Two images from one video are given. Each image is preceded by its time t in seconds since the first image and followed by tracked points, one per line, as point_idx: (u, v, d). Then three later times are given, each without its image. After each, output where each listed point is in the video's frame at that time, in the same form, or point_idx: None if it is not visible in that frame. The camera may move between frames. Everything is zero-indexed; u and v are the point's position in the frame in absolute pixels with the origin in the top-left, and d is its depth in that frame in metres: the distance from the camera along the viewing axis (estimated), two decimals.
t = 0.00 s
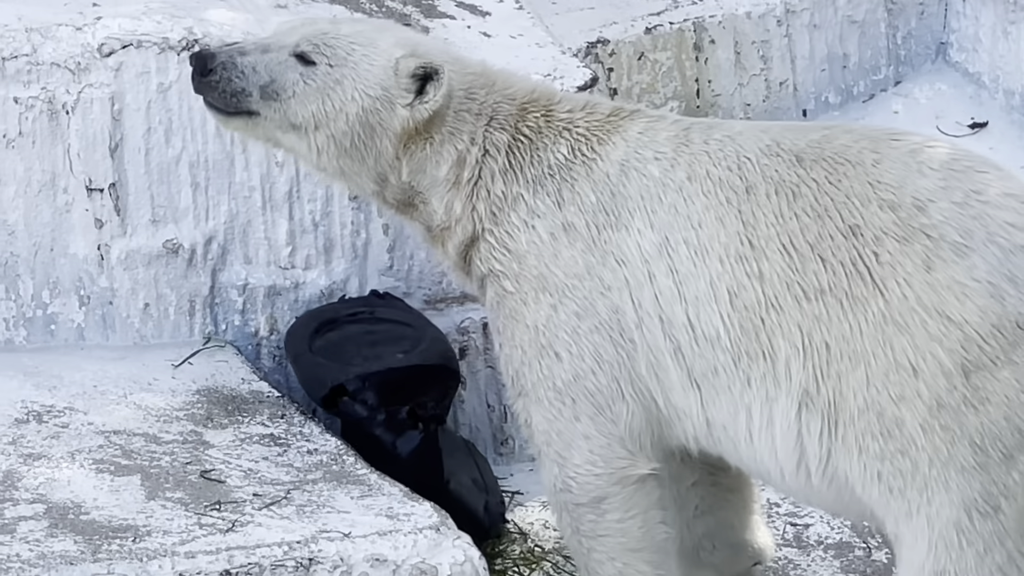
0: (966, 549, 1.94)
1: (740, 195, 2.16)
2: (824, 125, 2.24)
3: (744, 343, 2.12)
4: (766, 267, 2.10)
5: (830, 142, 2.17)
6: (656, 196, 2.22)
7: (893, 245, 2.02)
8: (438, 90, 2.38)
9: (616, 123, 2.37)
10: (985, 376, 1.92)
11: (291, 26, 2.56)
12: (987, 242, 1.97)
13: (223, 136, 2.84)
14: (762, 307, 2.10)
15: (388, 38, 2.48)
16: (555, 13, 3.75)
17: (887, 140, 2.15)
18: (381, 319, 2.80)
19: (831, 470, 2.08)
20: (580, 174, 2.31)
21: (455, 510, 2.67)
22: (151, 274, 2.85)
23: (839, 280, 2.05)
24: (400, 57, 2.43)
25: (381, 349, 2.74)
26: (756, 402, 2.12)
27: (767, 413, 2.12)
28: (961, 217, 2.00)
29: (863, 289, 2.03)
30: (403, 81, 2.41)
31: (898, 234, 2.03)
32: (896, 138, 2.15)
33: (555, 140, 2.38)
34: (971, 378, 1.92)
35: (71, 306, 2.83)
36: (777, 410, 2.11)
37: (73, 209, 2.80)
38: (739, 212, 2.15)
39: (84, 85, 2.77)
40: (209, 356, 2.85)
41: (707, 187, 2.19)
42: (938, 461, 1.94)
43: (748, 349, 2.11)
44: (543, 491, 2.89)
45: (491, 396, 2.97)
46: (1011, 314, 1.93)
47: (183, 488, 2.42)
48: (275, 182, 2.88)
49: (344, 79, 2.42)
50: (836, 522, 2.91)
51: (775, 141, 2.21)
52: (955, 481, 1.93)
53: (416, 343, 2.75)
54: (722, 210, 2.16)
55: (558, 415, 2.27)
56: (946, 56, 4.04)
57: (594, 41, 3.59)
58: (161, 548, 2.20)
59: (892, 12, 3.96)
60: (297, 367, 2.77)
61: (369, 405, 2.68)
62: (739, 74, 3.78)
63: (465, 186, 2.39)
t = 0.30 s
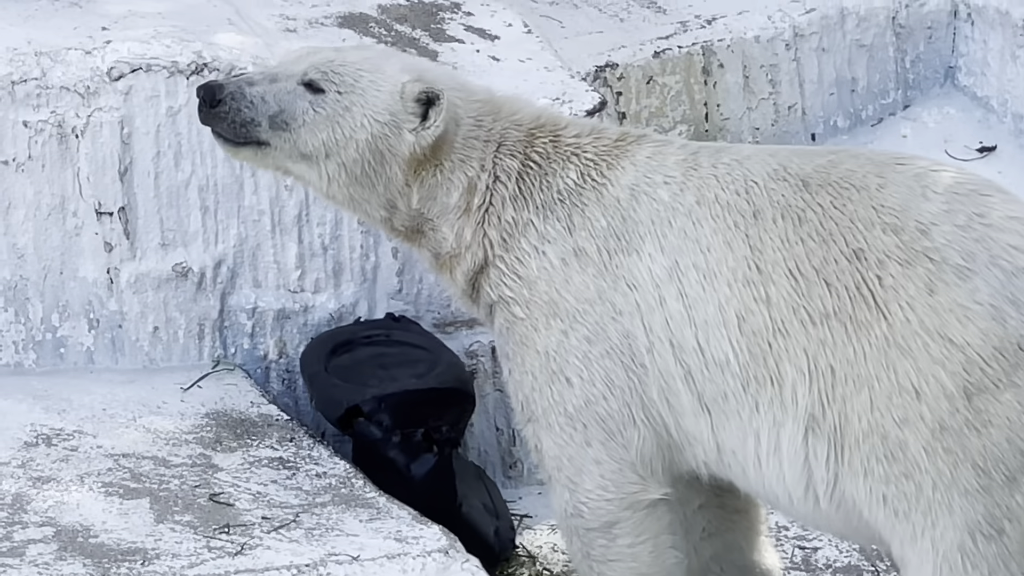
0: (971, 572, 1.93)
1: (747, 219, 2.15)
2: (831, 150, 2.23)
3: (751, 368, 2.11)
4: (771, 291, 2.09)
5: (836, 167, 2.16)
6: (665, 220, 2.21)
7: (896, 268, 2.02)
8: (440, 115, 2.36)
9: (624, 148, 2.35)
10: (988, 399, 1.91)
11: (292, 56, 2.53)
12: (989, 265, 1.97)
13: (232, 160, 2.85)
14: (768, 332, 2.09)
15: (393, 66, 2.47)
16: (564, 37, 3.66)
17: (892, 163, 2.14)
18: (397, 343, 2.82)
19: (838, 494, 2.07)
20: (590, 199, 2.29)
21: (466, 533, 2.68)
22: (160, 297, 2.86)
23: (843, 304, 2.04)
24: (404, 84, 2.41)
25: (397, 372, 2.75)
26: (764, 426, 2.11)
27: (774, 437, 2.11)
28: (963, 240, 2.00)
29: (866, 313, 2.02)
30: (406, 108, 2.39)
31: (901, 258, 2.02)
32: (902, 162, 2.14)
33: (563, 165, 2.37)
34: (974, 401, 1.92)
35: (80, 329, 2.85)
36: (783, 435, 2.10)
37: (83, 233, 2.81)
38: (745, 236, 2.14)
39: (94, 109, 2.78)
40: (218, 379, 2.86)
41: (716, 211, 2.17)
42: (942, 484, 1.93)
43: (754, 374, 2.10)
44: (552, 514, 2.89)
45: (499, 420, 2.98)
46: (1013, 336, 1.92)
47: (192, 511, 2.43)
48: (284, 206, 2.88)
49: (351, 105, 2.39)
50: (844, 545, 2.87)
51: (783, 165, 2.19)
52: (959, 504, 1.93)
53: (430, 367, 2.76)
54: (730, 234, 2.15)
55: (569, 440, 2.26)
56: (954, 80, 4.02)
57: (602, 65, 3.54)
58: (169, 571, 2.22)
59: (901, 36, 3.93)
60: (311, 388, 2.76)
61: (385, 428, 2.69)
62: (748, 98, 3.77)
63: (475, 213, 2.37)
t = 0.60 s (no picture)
0: None
1: (756, 237, 2.14)
2: (840, 168, 2.22)
3: (759, 386, 2.10)
4: (780, 309, 2.09)
5: (846, 186, 2.15)
6: (673, 239, 2.20)
7: (906, 286, 2.01)
8: (441, 135, 2.35)
9: (630, 168, 2.34)
10: (1000, 417, 1.91)
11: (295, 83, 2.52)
12: (1000, 283, 1.96)
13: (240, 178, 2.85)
14: (777, 350, 2.08)
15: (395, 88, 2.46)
16: (571, 55, 3.65)
17: (901, 182, 2.14)
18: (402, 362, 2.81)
19: (847, 513, 2.06)
20: (597, 218, 2.28)
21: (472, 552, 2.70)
22: (167, 316, 2.86)
23: (853, 322, 2.03)
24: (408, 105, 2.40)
25: (402, 392, 2.76)
26: (772, 444, 2.11)
27: (782, 455, 2.10)
28: (974, 258, 1.99)
29: (876, 331, 2.01)
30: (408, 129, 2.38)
31: (911, 276, 2.02)
32: (911, 181, 2.14)
33: (568, 185, 2.36)
34: (985, 420, 1.91)
35: (88, 348, 2.85)
36: (791, 454, 2.09)
37: (90, 251, 2.81)
38: (754, 255, 2.13)
39: (101, 127, 2.78)
40: (225, 398, 2.86)
41: (724, 229, 2.17)
42: (953, 502, 1.93)
43: (763, 392, 2.10)
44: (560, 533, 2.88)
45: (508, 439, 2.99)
46: None
47: (199, 530, 2.42)
48: (292, 224, 2.88)
49: (355, 127, 2.38)
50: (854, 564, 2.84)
51: (791, 184, 2.19)
52: (970, 522, 1.93)
53: (436, 386, 2.77)
54: (738, 253, 2.14)
55: (577, 460, 2.24)
56: (962, 98, 4.03)
57: (610, 84, 3.53)
58: None
59: (909, 54, 3.94)
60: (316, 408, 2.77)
61: (389, 448, 2.71)
62: (756, 116, 3.77)
63: (482, 234, 2.36)
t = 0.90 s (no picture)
0: None
1: (761, 247, 2.14)
2: (844, 180, 2.22)
3: (764, 398, 2.09)
4: (786, 320, 2.08)
5: (851, 198, 2.15)
6: (677, 249, 2.19)
7: (913, 297, 2.01)
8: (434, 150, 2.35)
9: (633, 179, 2.34)
10: (1007, 428, 1.91)
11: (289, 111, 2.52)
12: (1007, 294, 1.97)
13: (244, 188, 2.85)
14: (783, 362, 2.08)
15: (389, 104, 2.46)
16: (575, 65, 3.66)
17: (907, 192, 2.14)
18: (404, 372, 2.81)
19: (853, 525, 2.06)
20: (599, 229, 2.28)
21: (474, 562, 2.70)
22: (171, 326, 2.86)
23: (860, 333, 2.03)
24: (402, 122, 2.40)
25: (404, 403, 2.76)
26: (776, 456, 2.10)
27: (787, 467, 2.09)
28: (981, 268, 2.00)
29: (883, 342, 2.01)
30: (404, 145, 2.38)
31: (918, 287, 2.02)
32: (917, 191, 2.14)
33: (571, 197, 2.35)
34: (992, 431, 1.92)
35: (91, 358, 2.85)
36: (797, 466, 2.08)
37: (94, 262, 2.82)
38: (759, 266, 2.13)
39: (105, 137, 2.78)
40: (229, 409, 2.86)
41: (729, 240, 2.16)
42: (961, 513, 1.94)
43: (768, 403, 2.09)
44: (563, 543, 2.90)
45: (512, 450, 3.00)
46: None
47: (203, 541, 2.42)
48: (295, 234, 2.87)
49: (350, 147, 2.38)
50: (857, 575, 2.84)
51: (795, 195, 2.18)
52: (977, 532, 1.93)
53: (438, 397, 2.77)
54: (742, 264, 2.14)
55: (580, 470, 2.24)
56: (966, 108, 4.03)
57: (614, 94, 3.53)
58: None
59: (913, 65, 3.95)
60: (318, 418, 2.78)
61: (390, 458, 2.71)
62: (759, 126, 3.78)
63: (484, 246, 2.36)
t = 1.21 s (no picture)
0: None
1: (764, 249, 2.14)
2: (847, 180, 2.22)
3: (768, 399, 2.10)
4: (789, 321, 2.09)
5: (855, 199, 2.15)
6: (678, 251, 2.20)
7: (916, 298, 2.01)
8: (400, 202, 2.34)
9: (631, 178, 2.33)
10: (1010, 430, 1.92)
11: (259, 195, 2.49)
12: (1011, 295, 1.97)
13: (245, 188, 2.85)
14: (786, 363, 2.08)
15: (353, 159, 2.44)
16: (576, 65, 3.66)
17: (911, 193, 2.14)
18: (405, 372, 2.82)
19: (857, 524, 2.07)
20: (596, 230, 2.28)
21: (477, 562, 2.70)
22: (172, 326, 2.87)
23: (864, 335, 2.03)
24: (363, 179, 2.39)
25: (406, 403, 2.76)
26: (781, 457, 2.11)
27: (792, 468, 2.10)
28: (985, 270, 1.99)
29: (886, 343, 2.01)
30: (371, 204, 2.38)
31: (922, 288, 2.02)
32: (920, 192, 2.14)
33: (564, 199, 2.35)
34: (995, 432, 1.92)
35: (93, 358, 2.86)
36: (801, 467, 2.09)
37: (95, 262, 2.82)
38: (763, 267, 2.13)
39: (107, 137, 2.78)
40: (230, 409, 2.86)
41: (731, 242, 2.17)
42: (963, 514, 1.94)
43: (772, 405, 2.10)
44: (565, 543, 2.90)
45: (513, 450, 3.00)
46: None
47: (204, 541, 2.42)
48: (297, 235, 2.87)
49: (322, 235, 2.37)
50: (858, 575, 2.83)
51: (798, 196, 2.18)
52: (980, 533, 1.94)
53: (440, 396, 2.77)
54: (745, 265, 2.14)
55: (586, 468, 2.24)
56: (967, 109, 4.03)
57: (616, 94, 3.52)
58: None
59: (914, 65, 3.95)
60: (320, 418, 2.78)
61: (392, 458, 2.72)
62: (760, 127, 3.78)
63: (477, 267, 2.34)
